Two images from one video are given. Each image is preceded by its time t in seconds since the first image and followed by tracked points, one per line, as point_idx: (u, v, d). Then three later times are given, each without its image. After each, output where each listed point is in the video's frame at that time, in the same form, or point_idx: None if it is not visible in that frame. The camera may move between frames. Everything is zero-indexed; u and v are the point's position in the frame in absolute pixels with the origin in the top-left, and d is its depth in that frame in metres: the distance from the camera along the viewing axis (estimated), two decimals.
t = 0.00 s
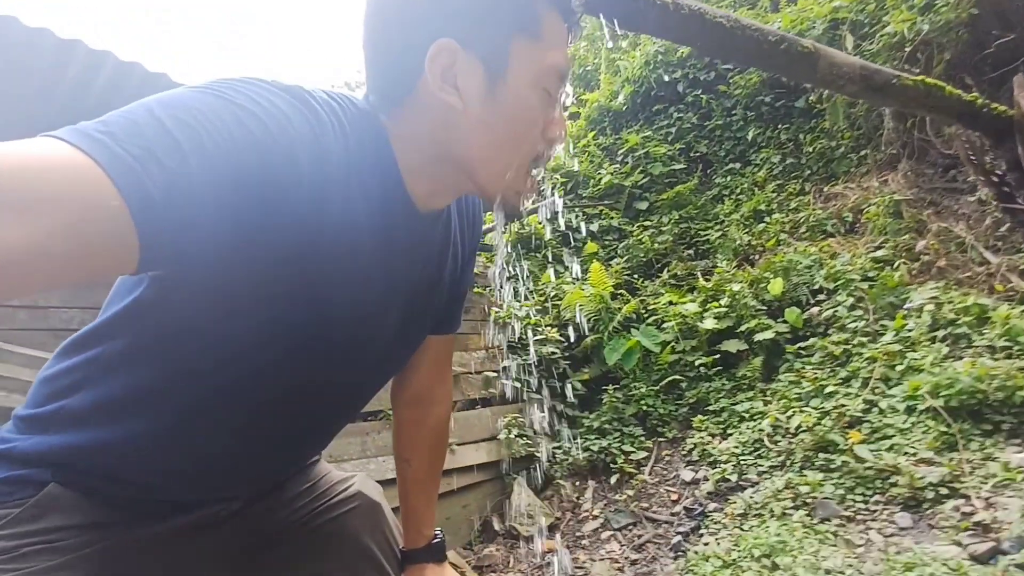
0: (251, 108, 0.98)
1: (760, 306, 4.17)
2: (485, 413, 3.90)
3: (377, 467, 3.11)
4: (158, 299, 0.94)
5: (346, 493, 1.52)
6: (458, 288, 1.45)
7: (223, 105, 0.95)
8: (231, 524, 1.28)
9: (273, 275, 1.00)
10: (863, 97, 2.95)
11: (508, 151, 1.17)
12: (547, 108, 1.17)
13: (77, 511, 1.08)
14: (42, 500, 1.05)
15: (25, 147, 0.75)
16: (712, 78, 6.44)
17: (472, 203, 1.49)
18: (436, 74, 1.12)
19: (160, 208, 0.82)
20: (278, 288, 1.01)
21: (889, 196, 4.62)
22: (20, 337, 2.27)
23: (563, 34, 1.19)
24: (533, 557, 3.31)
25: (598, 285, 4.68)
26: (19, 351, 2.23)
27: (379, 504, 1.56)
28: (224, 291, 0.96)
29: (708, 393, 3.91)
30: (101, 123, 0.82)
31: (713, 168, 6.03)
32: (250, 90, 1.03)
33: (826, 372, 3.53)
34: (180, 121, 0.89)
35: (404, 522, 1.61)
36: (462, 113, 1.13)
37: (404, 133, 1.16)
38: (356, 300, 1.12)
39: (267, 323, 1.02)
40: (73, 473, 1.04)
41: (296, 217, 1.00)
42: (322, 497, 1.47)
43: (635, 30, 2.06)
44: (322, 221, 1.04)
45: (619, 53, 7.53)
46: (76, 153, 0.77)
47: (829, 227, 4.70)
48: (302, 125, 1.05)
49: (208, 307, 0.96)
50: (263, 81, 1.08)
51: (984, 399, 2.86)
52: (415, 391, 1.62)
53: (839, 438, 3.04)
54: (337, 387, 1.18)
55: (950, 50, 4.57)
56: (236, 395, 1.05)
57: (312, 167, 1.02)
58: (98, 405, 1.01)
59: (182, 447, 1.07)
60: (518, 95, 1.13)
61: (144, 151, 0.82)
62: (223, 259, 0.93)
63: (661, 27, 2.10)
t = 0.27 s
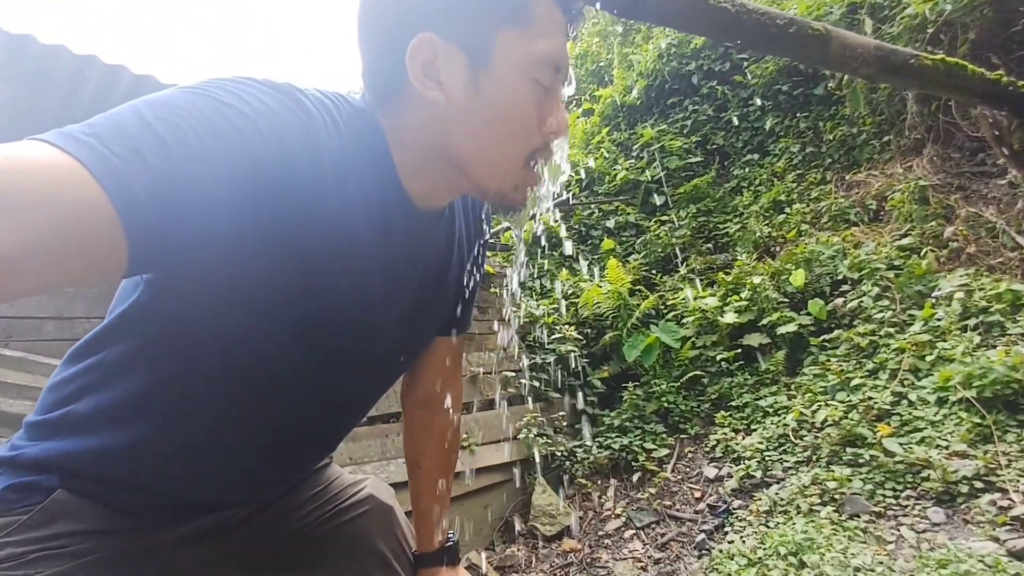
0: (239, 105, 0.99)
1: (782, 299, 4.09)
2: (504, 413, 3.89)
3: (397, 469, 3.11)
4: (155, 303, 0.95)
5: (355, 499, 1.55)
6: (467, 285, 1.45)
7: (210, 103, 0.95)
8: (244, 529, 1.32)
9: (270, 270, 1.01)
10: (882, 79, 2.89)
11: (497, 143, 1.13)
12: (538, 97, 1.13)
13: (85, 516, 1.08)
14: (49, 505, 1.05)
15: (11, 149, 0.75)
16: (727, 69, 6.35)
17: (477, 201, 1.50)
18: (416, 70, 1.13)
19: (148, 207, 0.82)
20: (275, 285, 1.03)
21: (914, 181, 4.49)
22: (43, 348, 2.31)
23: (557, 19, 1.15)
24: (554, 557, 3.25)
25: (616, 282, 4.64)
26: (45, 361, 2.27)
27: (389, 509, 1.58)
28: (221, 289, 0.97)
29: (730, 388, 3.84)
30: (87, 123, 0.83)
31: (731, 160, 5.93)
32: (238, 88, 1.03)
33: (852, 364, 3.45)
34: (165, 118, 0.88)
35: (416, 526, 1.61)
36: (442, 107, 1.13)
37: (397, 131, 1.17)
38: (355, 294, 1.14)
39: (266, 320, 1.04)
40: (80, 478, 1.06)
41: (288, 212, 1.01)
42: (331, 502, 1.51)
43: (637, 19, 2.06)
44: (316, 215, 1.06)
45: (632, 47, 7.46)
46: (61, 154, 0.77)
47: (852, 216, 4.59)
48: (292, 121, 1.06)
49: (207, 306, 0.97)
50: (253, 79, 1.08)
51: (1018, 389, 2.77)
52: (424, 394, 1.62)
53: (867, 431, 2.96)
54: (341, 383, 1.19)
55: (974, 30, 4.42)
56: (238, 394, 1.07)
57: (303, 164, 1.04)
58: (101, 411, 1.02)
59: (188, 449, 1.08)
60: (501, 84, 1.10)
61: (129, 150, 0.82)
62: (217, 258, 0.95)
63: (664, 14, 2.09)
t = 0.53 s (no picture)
0: (232, 112, 0.99)
1: (789, 301, 4.06)
2: (509, 417, 3.88)
3: (403, 474, 3.11)
4: (153, 309, 0.95)
5: (358, 505, 1.55)
6: (469, 289, 1.44)
7: (203, 110, 0.96)
8: (244, 536, 1.32)
9: (268, 274, 1.02)
10: (888, 81, 2.86)
11: (488, 147, 1.12)
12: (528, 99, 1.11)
13: (84, 525, 1.08)
14: (49, 514, 1.05)
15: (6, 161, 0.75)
16: (733, 70, 6.32)
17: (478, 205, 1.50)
18: (401, 76, 1.11)
19: (142, 214, 0.82)
20: (273, 289, 1.03)
21: (923, 181, 4.45)
22: (51, 355, 2.33)
23: (546, 19, 1.13)
24: (560, 563, 3.24)
25: (621, 284, 4.62)
26: (53, 367, 2.29)
27: (391, 516, 1.58)
28: (219, 294, 0.97)
29: (738, 392, 3.81)
30: (81, 133, 0.83)
31: (737, 161, 5.90)
32: (232, 95, 1.03)
33: (860, 368, 3.41)
34: (157, 125, 0.89)
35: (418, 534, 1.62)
36: (429, 113, 1.12)
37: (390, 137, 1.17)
38: (355, 298, 1.14)
39: (265, 324, 1.04)
40: (80, 486, 1.06)
41: (284, 216, 1.02)
42: (335, 509, 1.51)
43: (635, 23, 2.06)
44: (312, 219, 1.06)
45: (637, 49, 7.44)
46: (54, 164, 0.77)
47: (860, 217, 4.55)
48: (286, 127, 1.06)
49: (204, 311, 0.98)
50: (247, 86, 1.09)
51: None
52: (427, 401, 1.61)
53: (876, 436, 2.93)
54: (341, 387, 1.19)
55: (983, 28, 4.37)
56: (238, 399, 1.07)
57: (298, 168, 1.04)
58: (100, 418, 1.03)
59: (188, 455, 1.08)
60: (489, 86, 1.09)
61: (121, 160, 0.82)
62: (214, 263, 0.95)
63: (663, 18, 2.09)
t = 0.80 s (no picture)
0: (225, 115, 0.99)
1: (790, 302, 4.06)
2: (511, 420, 3.88)
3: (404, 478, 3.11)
4: (148, 312, 0.95)
5: (355, 510, 1.53)
6: (467, 290, 1.45)
7: (197, 113, 0.96)
8: (242, 540, 1.32)
9: (263, 275, 1.02)
10: (886, 80, 2.86)
11: (472, 147, 1.11)
12: (510, 97, 1.10)
13: (80, 530, 1.09)
14: (46, 520, 1.06)
15: None
16: (732, 72, 6.32)
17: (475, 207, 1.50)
18: (383, 81, 1.12)
19: (135, 217, 0.82)
20: (269, 290, 1.03)
21: (924, 181, 4.44)
22: (52, 360, 2.33)
23: (530, 16, 1.12)
24: (562, 566, 3.23)
25: (622, 287, 4.62)
26: (54, 373, 2.29)
27: (389, 519, 1.58)
28: (214, 296, 0.98)
29: (739, 393, 3.80)
30: (74, 138, 0.83)
31: (738, 163, 5.90)
32: (226, 99, 1.03)
33: (862, 368, 3.40)
34: (150, 128, 0.88)
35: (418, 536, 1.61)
36: (412, 115, 1.12)
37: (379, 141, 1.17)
38: (351, 299, 1.14)
39: (261, 325, 1.04)
40: (77, 490, 1.06)
41: (278, 217, 1.02)
42: (332, 514, 1.50)
43: (630, 25, 2.07)
44: (307, 220, 1.06)
45: (637, 52, 7.45)
46: (46, 168, 0.77)
47: (861, 218, 4.54)
48: (280, 129, 1.06)
49: (200, 314, 0.98)
50: (241, 90, 1.09)
51: None
52: (425, 403, 1.61)
53: (878, 437, 2.92)
54: (338, 387, 1.19)
55: (982, 28, 4.38)
56: (235, 400, 1.07)
57: (292, 170, 1.04)
58: (96, 422, 1.03)
59: (185, 458, 1.08)
60: (469, 86, 1.09)
61: (114, 163, 0.82)
62: (209, 265, 0.95)
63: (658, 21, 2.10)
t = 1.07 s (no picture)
0: (229, 109, 0.99)
1: (791, 301, 4.05)
2: (512, 420, 3.88)
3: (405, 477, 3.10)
4: (150, 306, 0.95)
5: (356, 507, 1.53)
6: (470, 287, 1.44)
7: (200, 108, 0.96)
8: (243, 538, 1.32)
9: (268, 269, 1.02)
10: (885, 76, 2.86)
11: (469, 142, 1.10)
12: (505, 89, 1.10)
13: (81, 527, 1.08)
14: (46, 516, 1.05)
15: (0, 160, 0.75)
16: (732, 71, 6.32)
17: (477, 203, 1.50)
18: (377, 82, 1.13)
19: (139, 211, 0.82)
20: (274, 284, 1.03)
21: (925, 180, 4.44)
22: (52, 360, 2.33)
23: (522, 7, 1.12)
24: (564, 565, 3.23)
25: (623, 286, 4.61)
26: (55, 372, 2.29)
27: (389, 517, 1.58)
28: (217, 291, 0.97)
29: (741, 392, 3.80)
30: (77, 132, 0.83)
31: (738, 162, 5.89)
32: (228, 94, 1.03)
33: (863, 367, 3.39)
34: (153, 123, 0.89)
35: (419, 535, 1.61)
36: (407, 113, 1.12)
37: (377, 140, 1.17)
38: (355, 294, 1.14)
39: (264, 320, 1.04)
40: (78, 486, 1.06)
41: (281, 211, 1.02)
42: (333, 511, 1.50)
43: (630, 21, 2.06)
44: (312, 214, 1.06)
45: (637, 52, 7.45)
46: (49, 162, 0.77)
47: (861, 217, 4.54)
48: (284, 125, 1.06)
49: (203, 309, 0.97)
50: (245, 85, 1.09)
51: None
52: (427, 401, 1.61)
53: (880, 435, 2.91)
54: (342, 383, 1.19)
55: (982, 26, 4.38)
56: (238, 396, 1.07)
57: (296, 165, 1.04)
58: (98, 418, 1.02)
59: (187, 454, 1.08)
60: (463, 80, 1.09)
61: (118, 157, 0.82)
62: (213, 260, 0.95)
63: (657, 16, 2.10)
